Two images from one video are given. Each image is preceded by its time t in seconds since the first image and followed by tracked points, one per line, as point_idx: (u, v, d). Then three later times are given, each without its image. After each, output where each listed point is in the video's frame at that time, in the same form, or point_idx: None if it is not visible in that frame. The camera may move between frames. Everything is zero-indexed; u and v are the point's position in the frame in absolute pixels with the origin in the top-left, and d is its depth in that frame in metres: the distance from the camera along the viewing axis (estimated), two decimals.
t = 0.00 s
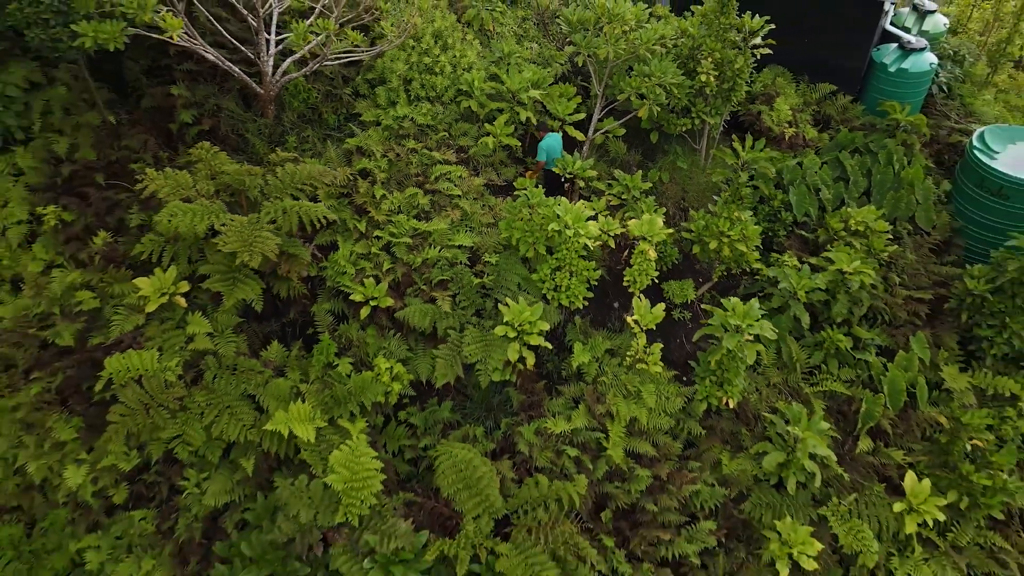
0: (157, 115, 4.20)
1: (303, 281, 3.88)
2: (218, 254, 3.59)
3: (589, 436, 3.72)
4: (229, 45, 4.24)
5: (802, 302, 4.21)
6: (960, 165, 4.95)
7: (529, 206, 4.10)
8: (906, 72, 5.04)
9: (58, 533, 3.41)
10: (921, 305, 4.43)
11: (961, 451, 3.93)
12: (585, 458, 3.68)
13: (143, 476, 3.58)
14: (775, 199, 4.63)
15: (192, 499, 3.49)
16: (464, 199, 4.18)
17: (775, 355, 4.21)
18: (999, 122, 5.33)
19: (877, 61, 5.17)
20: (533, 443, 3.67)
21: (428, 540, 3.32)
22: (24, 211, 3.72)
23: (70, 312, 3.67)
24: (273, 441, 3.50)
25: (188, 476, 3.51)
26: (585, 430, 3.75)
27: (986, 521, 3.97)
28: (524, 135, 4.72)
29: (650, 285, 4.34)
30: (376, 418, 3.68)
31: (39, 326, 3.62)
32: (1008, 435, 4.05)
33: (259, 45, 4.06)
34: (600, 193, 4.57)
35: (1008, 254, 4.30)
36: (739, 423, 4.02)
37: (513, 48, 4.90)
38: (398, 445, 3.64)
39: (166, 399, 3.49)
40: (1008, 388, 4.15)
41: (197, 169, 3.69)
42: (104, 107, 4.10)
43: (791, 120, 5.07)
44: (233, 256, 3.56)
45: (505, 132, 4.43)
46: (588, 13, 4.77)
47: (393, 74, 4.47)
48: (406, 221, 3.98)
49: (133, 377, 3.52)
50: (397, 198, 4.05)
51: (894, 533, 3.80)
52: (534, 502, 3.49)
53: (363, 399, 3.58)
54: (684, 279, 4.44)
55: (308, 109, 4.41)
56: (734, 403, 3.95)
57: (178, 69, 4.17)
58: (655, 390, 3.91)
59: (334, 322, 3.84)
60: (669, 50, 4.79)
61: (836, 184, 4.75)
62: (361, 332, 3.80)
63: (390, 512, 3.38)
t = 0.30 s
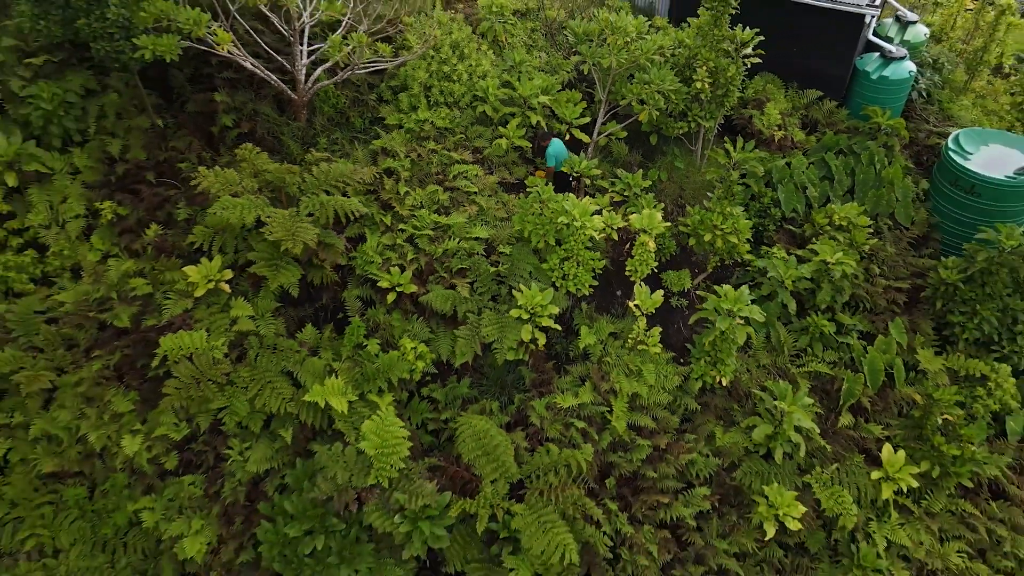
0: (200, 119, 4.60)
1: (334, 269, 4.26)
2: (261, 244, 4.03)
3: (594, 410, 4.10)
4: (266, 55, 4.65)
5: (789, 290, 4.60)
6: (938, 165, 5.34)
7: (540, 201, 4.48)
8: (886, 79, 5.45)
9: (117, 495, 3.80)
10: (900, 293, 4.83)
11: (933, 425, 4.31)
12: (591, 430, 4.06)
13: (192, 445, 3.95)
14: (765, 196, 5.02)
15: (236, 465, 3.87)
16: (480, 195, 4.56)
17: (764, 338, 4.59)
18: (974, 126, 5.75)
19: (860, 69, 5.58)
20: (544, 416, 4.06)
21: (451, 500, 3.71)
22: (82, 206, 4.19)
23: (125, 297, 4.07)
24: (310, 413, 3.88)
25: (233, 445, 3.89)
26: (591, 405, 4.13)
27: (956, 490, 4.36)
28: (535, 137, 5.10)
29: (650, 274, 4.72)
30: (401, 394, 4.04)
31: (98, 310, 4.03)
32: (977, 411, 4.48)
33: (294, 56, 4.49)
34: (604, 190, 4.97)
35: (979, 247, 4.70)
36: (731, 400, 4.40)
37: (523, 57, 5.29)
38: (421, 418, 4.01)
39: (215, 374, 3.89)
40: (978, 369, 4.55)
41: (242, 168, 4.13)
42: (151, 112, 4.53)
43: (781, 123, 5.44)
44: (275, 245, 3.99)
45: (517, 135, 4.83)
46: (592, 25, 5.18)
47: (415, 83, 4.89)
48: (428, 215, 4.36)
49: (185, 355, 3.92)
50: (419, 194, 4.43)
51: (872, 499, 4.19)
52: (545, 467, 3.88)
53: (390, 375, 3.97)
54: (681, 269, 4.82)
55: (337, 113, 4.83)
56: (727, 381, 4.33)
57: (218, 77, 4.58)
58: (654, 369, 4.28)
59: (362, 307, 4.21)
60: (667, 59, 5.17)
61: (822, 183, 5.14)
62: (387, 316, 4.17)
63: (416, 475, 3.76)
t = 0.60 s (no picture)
0: (235, 124, 5.02)
1: (359, 261, 4.66)
2: (296, 237, 4.46)
3: (597, 389, 4.49)
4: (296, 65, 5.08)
5: (776, 281, 5.02)
6: (916, 167, 5.76)
7: (547, 199, 4.87)
8: (868, 87, 5.85)
9: (165, 464, 4.19)
10: (879, 285, 5.23)
11: (908, 404, 4.72)
12: (595, 407, 4.46)
13: (232, 420, 4.35)
14: (754, 195, 5.43)
15: (272, 438, 4.27)
16: (493, 194, 4.97)
17: (754, 326, 4.98)
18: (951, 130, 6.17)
19: (844, 78, 5.97)
20: (552, 394, 4.45)
21: (468, 468, 4.11)
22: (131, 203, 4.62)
23: (171, 285, 4.48)
24: (339, 390, 4.27)
25: (269, 419, 4.28)
26: (594, 384, 4.51)
27: (929, 464, 4.75)
28: (542, 140, 5.51)
29: (648, 266, 5.12)
30: (421, 374, 4.41)
31: (146, 297, 4.44)
32: (949, 392, 4.87)
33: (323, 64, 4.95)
34: (606, 189, 5.34)
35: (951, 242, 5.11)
36: (723, 381, 4.79)
37: (531, 67, 5.72)
38: (439, 396, 4.39)
39: (253, 355, 4.29)
40: (950, 354, 4.96)
41: (279, 168, 4.56)
42: (192, 117, 4.94)
43: (770, 128, 5.83)
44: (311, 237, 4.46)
45: (526, 138, 5.24)
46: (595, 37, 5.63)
47: (433, 91, 5.32)
48: (445, 212, 4.76)
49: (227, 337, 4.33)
50: (437, 192, 4.84)
51: (851, 471, 4.59)
52: (553, 440, 4.26)
53: (412, 356, 4.36)
54: (678, 262, 5.21)
55: (360, 118, 5.24)
56: (719, 363, 4.72)
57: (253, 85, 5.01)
58: (652, 352, 4.67)
59: (386, 295, 4.60)
60: (664, 69, 5.58)
61: (808, 184, 5.55)
62: (408, 303, 4.57)
63: (436, 446, 4.15)
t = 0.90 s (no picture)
0: (264, 126, 5.48)
1: (379, 251, 5.09)
2: (323, 228, 4.91)
3: (597, 368, 4.92)
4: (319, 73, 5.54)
5: (761, 271, 5.45)
6: (892, 168, 6.21)
7: (551, 195, 5.31)
8: (848, 93, 6.32)
9: (203, 435, 4.60)
10: (857, 275, 5.66)
11: (882, 383, 5.14)
12: (594, 384, 4.88)
13: (263, 396, 4.76)
14: (742, 193, 5.87)
15: (300, 412, 4.68)
16: (501, 190, 5.41)
17: (741, 312, 5.41)
18: (926, 134, 6.63)
19: (826, 85, 6.45)
20: (555, 372, 4.87)
21: (480, 438, 4.53)
22: (170, 199, 5.07)
23: (207, 273, 4.91)
24: (362, 368, 4.69)
25: (298, 394, 4.70)
26: (594, 364, 4.94)
27: (902, 439, 5.17)
28: (546, 142, 5.95)
29: (643, 257, 5.55)
30: (436, 354, 4.84)
31: (185, 284, 4.87)
32: (921, 373, 5.29)
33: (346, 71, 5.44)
34: (604, 187, 5.76)
35: (923, 235, 5.55)
36: (713, 362, 5.20)
37: (536, 74, 6.18)
38: (453, 374, 4.80)
39: (283, 336, 4.71)
40: (922, 338, 5.38)
41: (307, 166, 5.02)
42: (224, 120, 5.39)
43: (757, 131, 6.28)
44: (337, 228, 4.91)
45: (531, 140, 5.69)
46: (594, 47, 6.08)
47: (445, 98, 5.80)
48: (457, 206, 5.20)
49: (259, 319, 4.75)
50: (449, 189, 5.28)
51: (830, 444, 5.01)
52: (557, 413, 4.68)
53: (428, 337, 4.78)
54: (671, 254, 5.64)
55: (379, 121, 5.69)
56: (709, 345, 5.13)
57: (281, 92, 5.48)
58: (647, 335, 5.09)
59: (403, 283, 5.03)
60: (658, 76, 6.01)
61: (791, 182, 5.99)
62: (423, 290, 4.99)
63: (450, 418, 4.57)
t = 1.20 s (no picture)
0: (291, 126, 5.97)
1: (397, 240, 5.55)
2: (347, 218, 5.40)
3: (596, 346, 5.37)
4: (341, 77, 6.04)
5: (747, 259, 5.92)
6: (870, 165, 6.68)
7: (554, 189, 5.78)
8: (830, 96, 6.77)
9: (237, 405, 5.04)
10: (837, 264, 6.13)
11: (859, 361, 5.58)
12: (594, 360, 5.34)
13: (291, 371, 5.21)
14: (731, 188, 6.34)
15: (326, 385, 5.12)
16: (508, 185, 5.87)
17: (730, 297, 5.86)
18: (904, 134, 7.12)
19: (809, 89, 6.89)
20: (558, 350, 5.32)
21: (490, 407, 4.98)
22: (205, 192, 5.55)
23: (240, 259, 5.37)
24: (382, 345, 5.14)
25: (323, 369, 5.15)
26: (594, 343, 5.39)
27: (877, 413, 5.62)
28: (549, 141, 6.43)
29: (640, 247, 5.99)
30: (449, 333, 5.28)
31: (220, 269, 5.33)
32: (894, 352, 5.75)
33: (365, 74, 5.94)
34: (603, 182, 6.21)
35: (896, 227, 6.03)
36: (703, 342, 5.65)
37: (539, 79, 6.67)
38: (465, 351, 5.24)
39: (310, 315, 5.16)
40: (896, 321, 5.84)
41: (332, 162, 5.53)
42: (254, 120, 5.88)
43: (745, 131, 6.73)
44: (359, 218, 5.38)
45: (536, 138, 6.16)
46: (594, 53, 6.57)
47: (456, 100, 6.29)
48: (468, 199, 5.67)
49: (288, 301, 5.21)
50: (461, 183, 5.75)
51: (811, 417, 5.45)
52: (560, 386, 5.13)
53: (442, 317, 5.23)
54: (665, 244, 6.08)
55: (395, 121, 6.17)
56: (700, 326, 5.58)
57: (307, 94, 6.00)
58: (643, 317, 5.55)
59: (419, 268, 5.48)
60: (653, 80, 6.50)
61: (776, 178, 6.45)
62: (438, 275, 5.45)
63: (463, 389, 5.02)
